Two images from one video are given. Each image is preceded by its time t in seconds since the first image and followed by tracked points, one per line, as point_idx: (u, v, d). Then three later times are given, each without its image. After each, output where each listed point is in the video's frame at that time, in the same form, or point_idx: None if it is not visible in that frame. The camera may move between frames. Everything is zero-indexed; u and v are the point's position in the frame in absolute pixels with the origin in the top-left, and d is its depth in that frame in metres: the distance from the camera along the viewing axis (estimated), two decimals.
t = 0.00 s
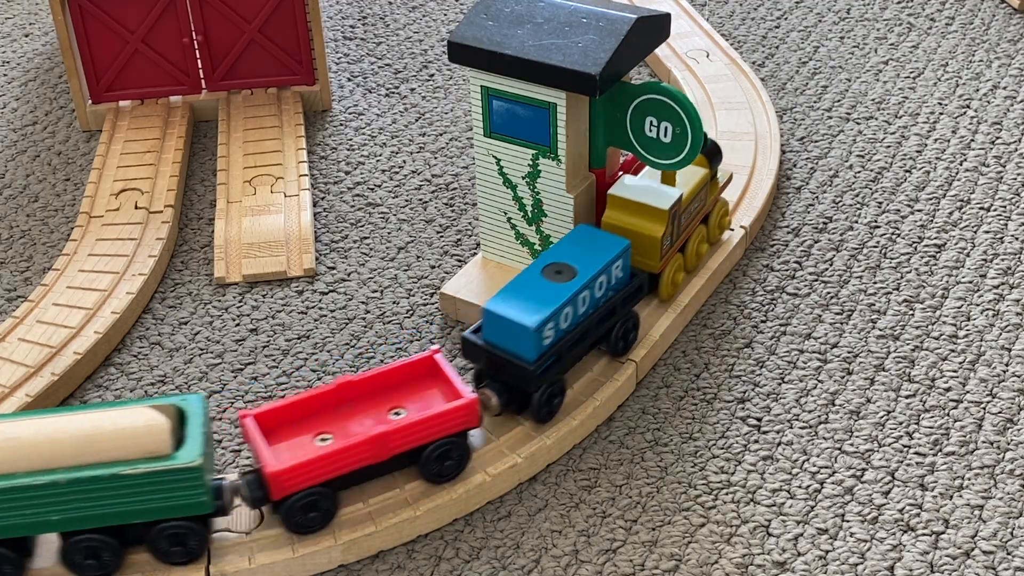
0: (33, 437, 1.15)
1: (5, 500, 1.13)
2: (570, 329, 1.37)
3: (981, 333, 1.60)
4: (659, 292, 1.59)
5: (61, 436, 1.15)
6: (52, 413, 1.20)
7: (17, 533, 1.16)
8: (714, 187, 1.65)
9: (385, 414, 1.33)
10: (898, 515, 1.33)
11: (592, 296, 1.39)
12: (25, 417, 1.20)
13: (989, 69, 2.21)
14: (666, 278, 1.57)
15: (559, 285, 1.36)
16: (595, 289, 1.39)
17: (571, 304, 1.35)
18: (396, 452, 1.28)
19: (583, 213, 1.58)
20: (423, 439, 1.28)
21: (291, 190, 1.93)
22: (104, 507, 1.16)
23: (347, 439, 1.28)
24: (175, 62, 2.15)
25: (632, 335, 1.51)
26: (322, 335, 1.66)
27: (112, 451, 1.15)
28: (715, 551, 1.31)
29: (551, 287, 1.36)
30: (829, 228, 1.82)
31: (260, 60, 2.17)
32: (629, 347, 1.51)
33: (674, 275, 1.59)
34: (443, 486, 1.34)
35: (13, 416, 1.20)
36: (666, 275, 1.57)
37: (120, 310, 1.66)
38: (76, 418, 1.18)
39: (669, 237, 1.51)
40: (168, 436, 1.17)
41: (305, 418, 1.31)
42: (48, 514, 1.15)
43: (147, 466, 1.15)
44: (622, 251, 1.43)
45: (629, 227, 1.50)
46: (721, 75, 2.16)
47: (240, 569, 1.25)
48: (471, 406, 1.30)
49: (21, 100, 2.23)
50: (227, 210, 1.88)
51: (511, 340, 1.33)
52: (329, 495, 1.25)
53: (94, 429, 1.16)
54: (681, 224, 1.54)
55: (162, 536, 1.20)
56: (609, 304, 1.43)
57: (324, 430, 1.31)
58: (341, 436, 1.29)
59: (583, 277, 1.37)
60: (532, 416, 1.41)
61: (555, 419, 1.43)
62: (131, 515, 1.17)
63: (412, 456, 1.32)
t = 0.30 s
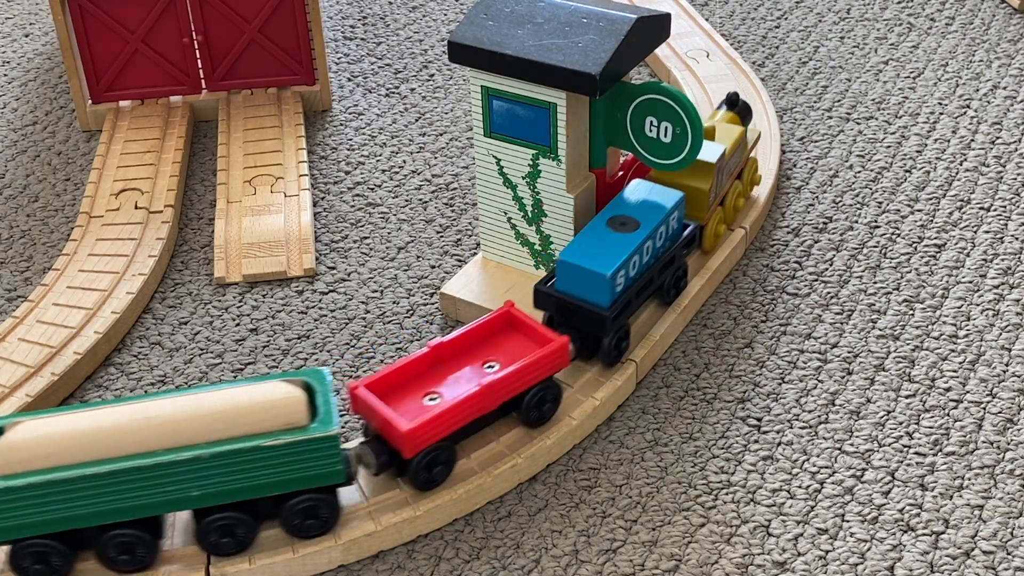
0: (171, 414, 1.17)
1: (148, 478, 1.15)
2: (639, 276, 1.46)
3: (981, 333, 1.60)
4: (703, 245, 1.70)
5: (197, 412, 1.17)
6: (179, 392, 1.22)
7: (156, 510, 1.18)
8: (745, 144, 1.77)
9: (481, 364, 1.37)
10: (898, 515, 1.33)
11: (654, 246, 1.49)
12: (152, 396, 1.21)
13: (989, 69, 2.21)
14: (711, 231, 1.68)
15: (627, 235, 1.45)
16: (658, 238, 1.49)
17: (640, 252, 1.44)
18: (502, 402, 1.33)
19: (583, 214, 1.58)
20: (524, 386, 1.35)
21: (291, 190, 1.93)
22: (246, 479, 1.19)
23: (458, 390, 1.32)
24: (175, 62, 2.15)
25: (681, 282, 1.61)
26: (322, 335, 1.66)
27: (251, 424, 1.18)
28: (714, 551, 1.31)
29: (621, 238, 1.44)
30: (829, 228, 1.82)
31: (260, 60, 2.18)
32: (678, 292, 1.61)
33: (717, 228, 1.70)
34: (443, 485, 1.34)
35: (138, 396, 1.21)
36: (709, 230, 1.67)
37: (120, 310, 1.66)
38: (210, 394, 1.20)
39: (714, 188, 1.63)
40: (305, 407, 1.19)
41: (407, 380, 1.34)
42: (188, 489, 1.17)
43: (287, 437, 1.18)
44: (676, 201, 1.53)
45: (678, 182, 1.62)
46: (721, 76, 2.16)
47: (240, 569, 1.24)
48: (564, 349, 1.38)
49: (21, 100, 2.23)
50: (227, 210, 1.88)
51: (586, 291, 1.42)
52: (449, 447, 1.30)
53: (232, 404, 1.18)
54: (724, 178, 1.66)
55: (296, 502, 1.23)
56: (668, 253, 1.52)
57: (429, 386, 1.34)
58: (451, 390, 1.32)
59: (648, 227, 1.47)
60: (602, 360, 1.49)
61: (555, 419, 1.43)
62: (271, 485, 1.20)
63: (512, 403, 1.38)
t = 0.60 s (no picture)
0: (297, 387, 1.19)
1: (278, 451, 1.17)
2: (684, 226, 1.57)
3: (981, 333, 1.60)
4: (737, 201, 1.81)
5: (321, 382, 1.20)
6: (295, 367, 1.24)
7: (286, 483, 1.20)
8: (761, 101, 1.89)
9: (553, 320, 1.45)
10: (898, 515, 1.33)
11: (695, 200, 1.59)
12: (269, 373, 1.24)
13: (989, 69, 2.21)
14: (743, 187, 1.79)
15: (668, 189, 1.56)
16: (699, 192, 1.59)
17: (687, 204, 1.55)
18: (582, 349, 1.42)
19: (583, 214, 1.58)
20: (599, 333, 1.43)
21: (291, 190, 1.93)
22: (373, 445, 1.22)
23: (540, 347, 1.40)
24: (175, 62, 2.15)
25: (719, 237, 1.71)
26: (322, 335, 1.66)
27: (376, 389, 1.21)
28: (715, 551, 1.31)
29: (669, 193, 1.55)
30: (829, 228, 1.82)
31: (260, 60, 2.18)
32: (716, 249, 1.72)
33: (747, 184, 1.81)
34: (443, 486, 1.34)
35: (255, 375, 1.23)
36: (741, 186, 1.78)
37: (120, 310, 1.66)
38: (330, 365, 1.23)
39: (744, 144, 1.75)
40: (422, 367, 1.24)
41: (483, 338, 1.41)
42: (317, 458, 1.20)
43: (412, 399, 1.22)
44: (714, 158, 1.64)
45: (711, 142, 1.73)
46: (721, 75, 2.16)
47: (240, 569, 1.24)
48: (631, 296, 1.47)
49: (21, 100, 2.23)
50: (227, 210, 1.88)
51: (635, 242, 1.52)
52: (537, 396, 1.38)
53: (355, 372, 1.21)
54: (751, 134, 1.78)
55: (411, 463, 1.28)
56: (707, 207, 1.63)
57: (508, 343, 1.42)
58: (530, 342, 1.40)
59: (691, 182, 1.57)
60: (649, 310, 1.59)
61: (556, 419, 1.43)
62: (393, 449, 1.24)
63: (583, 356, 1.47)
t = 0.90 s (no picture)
0: (426, 341, 1.26)
1: (424, 401, 1.23)
2: (724, 173, 1.68)
3: (981, 333, 1.60)
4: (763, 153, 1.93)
5: (447, 335, 1.27)
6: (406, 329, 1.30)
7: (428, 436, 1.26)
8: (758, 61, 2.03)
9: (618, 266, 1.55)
10: (898, 515, 1.33)
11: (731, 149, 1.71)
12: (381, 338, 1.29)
13: (989, 69, 2.21)
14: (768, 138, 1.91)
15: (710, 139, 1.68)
16: (733, 143, 1.71)
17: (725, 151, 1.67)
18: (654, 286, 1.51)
19: (583, 214, 1.58)
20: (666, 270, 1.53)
21: (291, 190, 1.93)
22: (502, 388, 1.30)
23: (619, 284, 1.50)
24: (175, 62, 2.15)
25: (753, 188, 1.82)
26: (322, 335, 1.66)
27: (494, 334, 1.29)
28: (715, 551, 1.31)
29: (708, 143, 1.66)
30: (829, 228, 1.82)
31: (260, 60, 2.17)
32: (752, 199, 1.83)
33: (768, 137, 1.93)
34: (443, 486, 1.34)
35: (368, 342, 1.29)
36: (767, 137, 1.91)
37: (120, 310, 1.66)
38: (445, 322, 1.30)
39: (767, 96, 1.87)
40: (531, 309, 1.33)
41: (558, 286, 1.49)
42: (456, 407, 1.26)
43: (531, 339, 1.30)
44: (742, 112, 1.76)
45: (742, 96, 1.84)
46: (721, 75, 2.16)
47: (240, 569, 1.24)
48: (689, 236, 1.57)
49: (21, 100, 2.23)
50: (227, 210, 1.88)
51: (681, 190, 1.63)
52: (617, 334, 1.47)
53: (474, 323, 1.29)
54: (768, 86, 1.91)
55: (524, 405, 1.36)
56: (741, 157, 1.75)
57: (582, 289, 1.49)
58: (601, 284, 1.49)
59: (726, 132, 1.69)
60: (698, 256, 1.69)
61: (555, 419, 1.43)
62: (513, 393, 1.31)
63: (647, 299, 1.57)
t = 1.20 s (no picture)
0: (545, 283, 1.36)
1: (557, 334, 1.33)
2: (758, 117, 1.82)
3: (981, 332, 1.60)
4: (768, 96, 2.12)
5: (560, 275, 1.38)
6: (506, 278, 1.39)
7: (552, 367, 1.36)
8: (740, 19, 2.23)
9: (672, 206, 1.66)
10: (898, 515, 1.33)
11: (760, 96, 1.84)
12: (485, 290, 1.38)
13: (989, 69, 2.21)
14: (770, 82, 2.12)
15: (739, 88, 1.80)
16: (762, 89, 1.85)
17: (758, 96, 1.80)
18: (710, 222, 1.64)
19: (583, 214, 1.58)
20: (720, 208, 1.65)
21: (291, 190, 1.93)
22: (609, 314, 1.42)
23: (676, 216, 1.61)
24: (175, 62, 2.15)
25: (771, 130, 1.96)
26: (322, 335, 1.66)
27: (596, 268, 1.41)
28: (715, 551, 1.31)
29: (742, 91, 1.79)
30: (829, 228, 1.82)
31: (260, 60, 2.18)
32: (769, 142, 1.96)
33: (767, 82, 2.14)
34: (442, 486, 1.34)
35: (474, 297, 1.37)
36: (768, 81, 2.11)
37: (120, 310, 1.66)
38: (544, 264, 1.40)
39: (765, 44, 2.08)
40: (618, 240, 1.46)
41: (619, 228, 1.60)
42: (576, 337, 1.38)
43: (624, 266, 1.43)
44: (763, 59, 1.89)
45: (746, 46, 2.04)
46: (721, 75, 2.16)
47: (240, 569, 1.25)
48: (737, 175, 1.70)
49: (21, 100, 2.23)
50: (227, 210, 1.88)
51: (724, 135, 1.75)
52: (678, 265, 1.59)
53: (573, 258, 1.40)
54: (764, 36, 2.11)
55: (614, 334, 1.47)
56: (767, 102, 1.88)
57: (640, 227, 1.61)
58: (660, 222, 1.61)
59: (755, 79, 1.83)
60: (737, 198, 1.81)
61: (555, 420, 1.43)
62: (612, 317, 1.44)
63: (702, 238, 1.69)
